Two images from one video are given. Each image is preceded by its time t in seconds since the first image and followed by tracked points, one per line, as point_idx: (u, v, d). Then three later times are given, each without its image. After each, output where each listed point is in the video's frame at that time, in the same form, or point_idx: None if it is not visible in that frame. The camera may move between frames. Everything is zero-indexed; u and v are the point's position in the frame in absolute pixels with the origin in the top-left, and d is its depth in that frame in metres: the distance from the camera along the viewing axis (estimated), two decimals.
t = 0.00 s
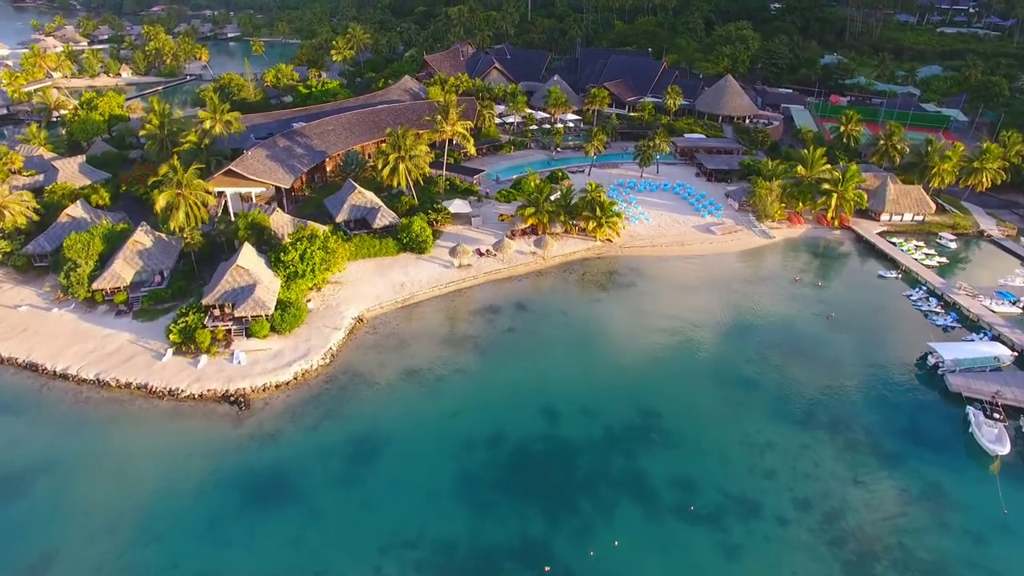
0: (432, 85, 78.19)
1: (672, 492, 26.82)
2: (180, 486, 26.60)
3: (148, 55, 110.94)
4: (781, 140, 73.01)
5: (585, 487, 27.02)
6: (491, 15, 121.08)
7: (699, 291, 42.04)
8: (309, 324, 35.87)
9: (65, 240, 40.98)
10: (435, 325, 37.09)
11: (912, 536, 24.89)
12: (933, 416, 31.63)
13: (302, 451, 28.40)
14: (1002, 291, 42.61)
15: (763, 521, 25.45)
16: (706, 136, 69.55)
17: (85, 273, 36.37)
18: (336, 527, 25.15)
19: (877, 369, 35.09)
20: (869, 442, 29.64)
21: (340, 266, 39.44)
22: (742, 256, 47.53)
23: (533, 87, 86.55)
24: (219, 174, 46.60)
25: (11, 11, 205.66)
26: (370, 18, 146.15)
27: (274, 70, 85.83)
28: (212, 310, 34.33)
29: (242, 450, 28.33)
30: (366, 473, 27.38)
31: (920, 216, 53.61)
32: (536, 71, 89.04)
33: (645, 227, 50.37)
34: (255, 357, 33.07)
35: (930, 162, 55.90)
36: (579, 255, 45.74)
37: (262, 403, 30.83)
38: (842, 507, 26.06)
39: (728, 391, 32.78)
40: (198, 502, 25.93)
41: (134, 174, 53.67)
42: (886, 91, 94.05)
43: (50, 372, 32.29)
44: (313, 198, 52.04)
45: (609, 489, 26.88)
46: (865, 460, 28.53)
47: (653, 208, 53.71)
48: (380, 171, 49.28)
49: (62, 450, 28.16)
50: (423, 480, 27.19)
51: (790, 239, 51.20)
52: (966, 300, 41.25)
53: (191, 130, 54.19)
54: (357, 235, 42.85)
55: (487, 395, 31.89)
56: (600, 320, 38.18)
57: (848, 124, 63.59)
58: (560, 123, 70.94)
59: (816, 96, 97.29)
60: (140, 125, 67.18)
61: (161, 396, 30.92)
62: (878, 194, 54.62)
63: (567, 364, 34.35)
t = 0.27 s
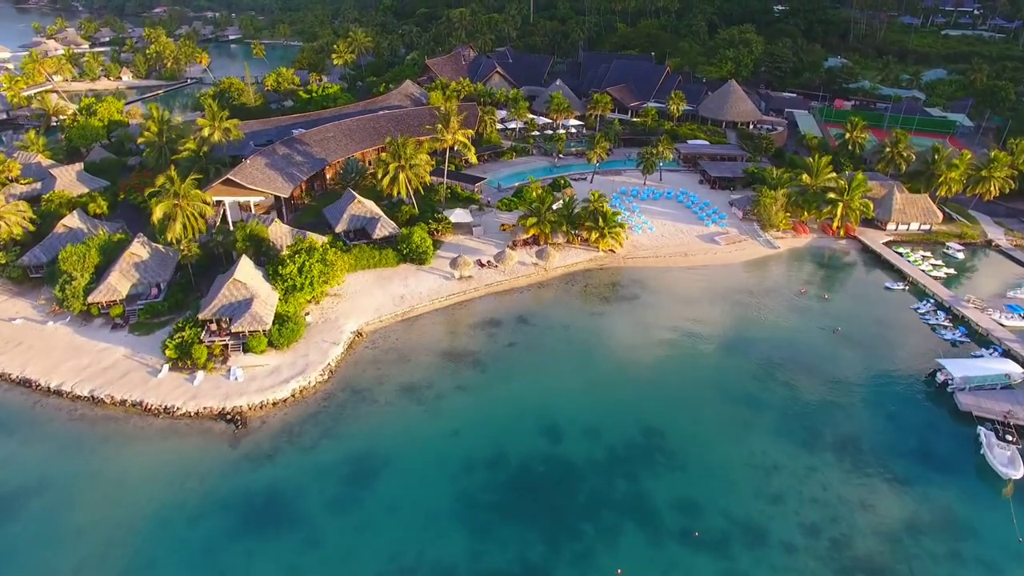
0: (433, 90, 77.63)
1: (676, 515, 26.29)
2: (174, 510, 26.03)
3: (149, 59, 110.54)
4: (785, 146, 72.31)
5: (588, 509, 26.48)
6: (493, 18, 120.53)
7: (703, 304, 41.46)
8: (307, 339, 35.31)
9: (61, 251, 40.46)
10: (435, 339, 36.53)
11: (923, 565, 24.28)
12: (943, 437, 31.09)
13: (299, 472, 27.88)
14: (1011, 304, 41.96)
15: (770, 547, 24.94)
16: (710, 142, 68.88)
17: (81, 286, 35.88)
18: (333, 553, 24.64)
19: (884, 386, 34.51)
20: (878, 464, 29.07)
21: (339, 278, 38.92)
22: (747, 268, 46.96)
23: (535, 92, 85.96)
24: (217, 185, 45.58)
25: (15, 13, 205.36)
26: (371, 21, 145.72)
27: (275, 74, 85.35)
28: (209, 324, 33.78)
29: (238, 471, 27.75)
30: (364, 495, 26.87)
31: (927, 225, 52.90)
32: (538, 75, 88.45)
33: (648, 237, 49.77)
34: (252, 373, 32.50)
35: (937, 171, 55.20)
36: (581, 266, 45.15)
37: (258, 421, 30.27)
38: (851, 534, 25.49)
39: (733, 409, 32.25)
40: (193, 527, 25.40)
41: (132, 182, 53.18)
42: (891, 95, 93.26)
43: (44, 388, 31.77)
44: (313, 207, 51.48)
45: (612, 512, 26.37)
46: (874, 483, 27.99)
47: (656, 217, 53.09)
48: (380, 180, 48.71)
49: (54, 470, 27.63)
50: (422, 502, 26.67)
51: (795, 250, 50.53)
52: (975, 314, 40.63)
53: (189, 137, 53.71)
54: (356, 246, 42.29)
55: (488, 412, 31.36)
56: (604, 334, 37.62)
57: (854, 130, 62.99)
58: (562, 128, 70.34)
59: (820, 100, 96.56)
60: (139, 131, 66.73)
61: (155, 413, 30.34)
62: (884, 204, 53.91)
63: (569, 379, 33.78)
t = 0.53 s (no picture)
0: (439, 96, 77.09)
1: (683, 546, 26.18)
2: (173, 537, 25.68)
3: (155, 62, 110.43)
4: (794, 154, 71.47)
5: (594, 539, 26.35)
6: (499, 21, 119.88)
7: (711, 321, 40.89)
8: (309, 355, 34.83)
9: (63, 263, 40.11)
10: (439, 357, 36.15)
11: None
12: (957, 465, 30.59)
13: (300, 497, 27.54)
14: None
15: None
16: (718, 150, 68.10)
17: (81, 301, 35.53)
18: None
19: (893, 410, 34.15)
20: (888, 495, 28.79)
21: (342, 292, 38.43)
22: (755, 282, 46.28)
23: (541, 97, 85.30)
24: (219, 196, 45.22)
25: (24, 15, 206.16)
26: (377, 24, 145.44)
27: (280, 79, 85.02)
28: (209, 341, 33.32)
29: (238, 496, 27.37)
30: (369, 523, 26.65)
31: (940, 238, 52.03)
32: (544, 80, 87.82)
33: (655, 249, 49.13)
34: (253, 392, 32.05)
35: (950, 182, 54.31)
36: (588, 280, 44.56)
37: (259, 442, 29.81)
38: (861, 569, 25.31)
39: (740, 434, 32.03)
40: (193, 555, 25.08)
41: (136, 191, 52.85)
42: (901, 101, 92.17)
43: (44, 407, 31.41)
44: (316, 218, 51.04)
45: (618, 542, 26.26)
46: (884, 514, 27.72)
47: (663, 229, 52.43)
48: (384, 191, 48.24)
49: (53, 493, 27.30)
50: (427, 530, 26.50)
51: (805, 263, 49.71)
52: (990, 333, 39.95)
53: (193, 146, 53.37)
54: (360, 259, 41.83)
55: (493, 435, 31.09)
56: (610, 352, 37.24)
57: (864, 139, 62.26)
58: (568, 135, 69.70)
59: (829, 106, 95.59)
60: (144, 138, 66.49)
61: (155, 433, 29.95)
62: (895, 216, 53.01)
63: (576, 400, 33.56)
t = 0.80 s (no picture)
0: (446, 102, 76.73)
1: None
2: (175, 562, 25.39)
3: (164, 66, 110.70)
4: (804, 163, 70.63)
5: (600, 568, 26.17)
6: (508, 24, 119.31)
7: (720, 339, 40.37)
8: (314, 372, 34.53)
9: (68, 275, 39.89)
10: (445, 374, 35.73)
11: None
12: (974, 494, 30.02)
13: (303, 522, 27.19)
14: None
15: None
16: (728, 158, 67.33)
17: (86, 315, 35.30)
18: None
19: (907, 435, 33.59)
20: (902, 525, 28.23)
21: (347, 307, 38.05)
22: (766, 297, 45.57)
23: (549, 103, 84.75)
24: (225, 206, 44.79)
25: (37, 16, 207.75)
26: (385, 27, 145.31)
27: (288, 85, 84.93)
28: (213, 358, 32.99)
29: (240, 519, 27.02)
30: (373, 549, 26.42)
31: (955, 251, 51.04)
32: (553, 86, 87.26)
33: (664, 262, 48.52)
34: (257, 410, 31.76)
35: (966, 194, 53.25)
36: (596, 294, 44.02)
37: (263, 463, 29.51)
38: None
39: (749, 460, 31.70)
40: None
41: (142, 200, 52.73)
42: (914, 107, 90.98)
43: (47, 424, 31.20)
44: (323, 228, 50.74)
45: (624, 571, 26.07)
46: (898, 547, 27.17)
47: (673, 241, 51.78)
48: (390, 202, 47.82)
49: (55, 514, 27.07)
50: (433, 558, 26.27)
51: (817, 277, 48.93)
52: (1007, 352, 39.14)
53: (199, 154, 53.22)
54: (365, 272, 41.43)
55: (499, 459, 30.82)
56: (617, 371, 36.89)
57: (877, 149, 61.49)
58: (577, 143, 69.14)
59: (841, 112, 94.52)
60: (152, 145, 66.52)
61: (158, 453, 29.69)
62: (909, 229, 52.01)
63: (583, 423, 33.28)
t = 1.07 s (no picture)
0: (456, 107, 76.47)
1: None
2: None
3: (176, 69, 111.29)
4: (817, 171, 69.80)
5: None
6: (518, 27, 118.92)
7: (730, 355, 39.82)
8: (320, 386, 34.33)
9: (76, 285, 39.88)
10: (452, 388, 35.43)
11: None
12: (991, 520, 29.38)
13: (308, 540, 26.94)
14: None
15: None
16: (740, 166, 66.63)
17: (93, 326, 35.25)
18: None
19: (921, 456, 32.93)
20: (917, 552, 27.63)
21: (354, 320, 37.83)
22: (778, 311, 44.90)
23: (559, 108, 84.30)
24: (233, 215, 44.53)
25: (53, 18, 209.93)
26: (395, 29, 145.35)
27: (298, 89, 85.01)
28: (219, 371, 32.86)
29: (244, 537, 26.81)
30: (377, 569, 26.10)
31: (971, 264, 50.06)
32: (563, 90, 86.76)
33: (674, 274, 48.01)
34: (263, 425, 31.59)
35: (982, 206, 52.11)
36: (605, 307, 43.60)
37: (267, 479, 29.31)
38: None
39: (759, 480, 31.15)
40: None
41: (152, 207, 52.75)
42: (929, 113, 89.75)
43: (53, 436, 31.15)
44: (331, 236, 50.60)
45: None
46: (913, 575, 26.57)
47: (683, 251, 51.26)
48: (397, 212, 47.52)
49: (59, 530, 26.96)
50: None
51: (830, 289, 48.22)
52: None
53: (208, 162, 53.18)
54: (373, 283, 41.21)
55: (505, 477, 30.46)
56: (625, 388, 36.44)
57: (891, 158, 60.71)
58: (587, 149, 68.64)
59: (854, 118, 93.44)
60: (162, 150, 66.71)
61: (163, 467, 29.56)
62: (924, 241, 51.04)
63: (590, 440, 32.85)
